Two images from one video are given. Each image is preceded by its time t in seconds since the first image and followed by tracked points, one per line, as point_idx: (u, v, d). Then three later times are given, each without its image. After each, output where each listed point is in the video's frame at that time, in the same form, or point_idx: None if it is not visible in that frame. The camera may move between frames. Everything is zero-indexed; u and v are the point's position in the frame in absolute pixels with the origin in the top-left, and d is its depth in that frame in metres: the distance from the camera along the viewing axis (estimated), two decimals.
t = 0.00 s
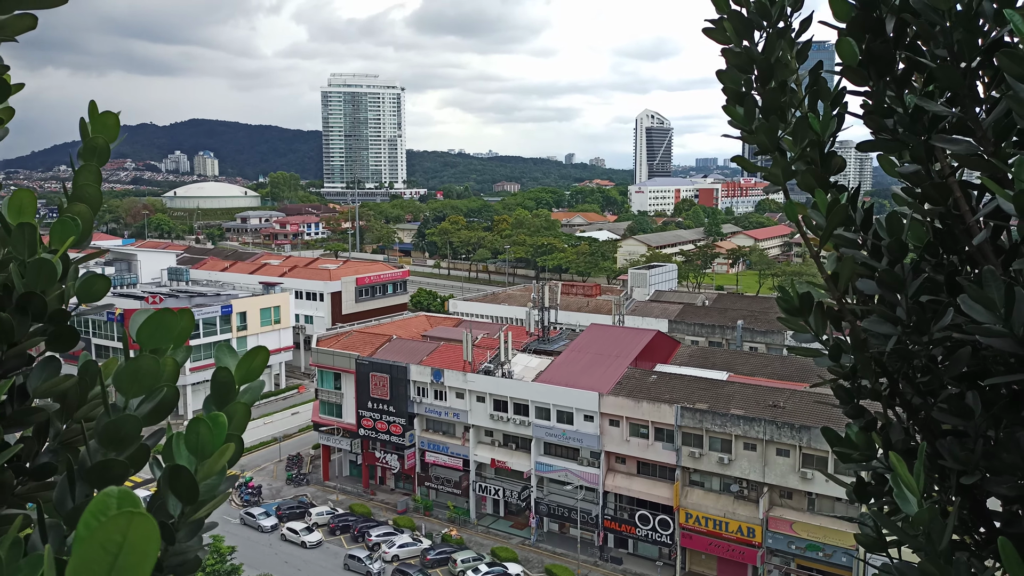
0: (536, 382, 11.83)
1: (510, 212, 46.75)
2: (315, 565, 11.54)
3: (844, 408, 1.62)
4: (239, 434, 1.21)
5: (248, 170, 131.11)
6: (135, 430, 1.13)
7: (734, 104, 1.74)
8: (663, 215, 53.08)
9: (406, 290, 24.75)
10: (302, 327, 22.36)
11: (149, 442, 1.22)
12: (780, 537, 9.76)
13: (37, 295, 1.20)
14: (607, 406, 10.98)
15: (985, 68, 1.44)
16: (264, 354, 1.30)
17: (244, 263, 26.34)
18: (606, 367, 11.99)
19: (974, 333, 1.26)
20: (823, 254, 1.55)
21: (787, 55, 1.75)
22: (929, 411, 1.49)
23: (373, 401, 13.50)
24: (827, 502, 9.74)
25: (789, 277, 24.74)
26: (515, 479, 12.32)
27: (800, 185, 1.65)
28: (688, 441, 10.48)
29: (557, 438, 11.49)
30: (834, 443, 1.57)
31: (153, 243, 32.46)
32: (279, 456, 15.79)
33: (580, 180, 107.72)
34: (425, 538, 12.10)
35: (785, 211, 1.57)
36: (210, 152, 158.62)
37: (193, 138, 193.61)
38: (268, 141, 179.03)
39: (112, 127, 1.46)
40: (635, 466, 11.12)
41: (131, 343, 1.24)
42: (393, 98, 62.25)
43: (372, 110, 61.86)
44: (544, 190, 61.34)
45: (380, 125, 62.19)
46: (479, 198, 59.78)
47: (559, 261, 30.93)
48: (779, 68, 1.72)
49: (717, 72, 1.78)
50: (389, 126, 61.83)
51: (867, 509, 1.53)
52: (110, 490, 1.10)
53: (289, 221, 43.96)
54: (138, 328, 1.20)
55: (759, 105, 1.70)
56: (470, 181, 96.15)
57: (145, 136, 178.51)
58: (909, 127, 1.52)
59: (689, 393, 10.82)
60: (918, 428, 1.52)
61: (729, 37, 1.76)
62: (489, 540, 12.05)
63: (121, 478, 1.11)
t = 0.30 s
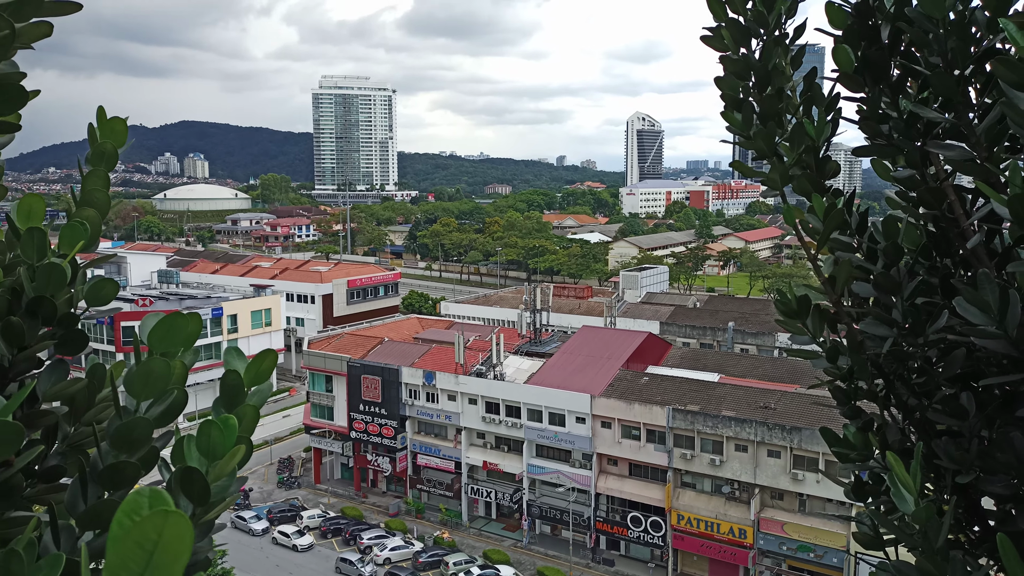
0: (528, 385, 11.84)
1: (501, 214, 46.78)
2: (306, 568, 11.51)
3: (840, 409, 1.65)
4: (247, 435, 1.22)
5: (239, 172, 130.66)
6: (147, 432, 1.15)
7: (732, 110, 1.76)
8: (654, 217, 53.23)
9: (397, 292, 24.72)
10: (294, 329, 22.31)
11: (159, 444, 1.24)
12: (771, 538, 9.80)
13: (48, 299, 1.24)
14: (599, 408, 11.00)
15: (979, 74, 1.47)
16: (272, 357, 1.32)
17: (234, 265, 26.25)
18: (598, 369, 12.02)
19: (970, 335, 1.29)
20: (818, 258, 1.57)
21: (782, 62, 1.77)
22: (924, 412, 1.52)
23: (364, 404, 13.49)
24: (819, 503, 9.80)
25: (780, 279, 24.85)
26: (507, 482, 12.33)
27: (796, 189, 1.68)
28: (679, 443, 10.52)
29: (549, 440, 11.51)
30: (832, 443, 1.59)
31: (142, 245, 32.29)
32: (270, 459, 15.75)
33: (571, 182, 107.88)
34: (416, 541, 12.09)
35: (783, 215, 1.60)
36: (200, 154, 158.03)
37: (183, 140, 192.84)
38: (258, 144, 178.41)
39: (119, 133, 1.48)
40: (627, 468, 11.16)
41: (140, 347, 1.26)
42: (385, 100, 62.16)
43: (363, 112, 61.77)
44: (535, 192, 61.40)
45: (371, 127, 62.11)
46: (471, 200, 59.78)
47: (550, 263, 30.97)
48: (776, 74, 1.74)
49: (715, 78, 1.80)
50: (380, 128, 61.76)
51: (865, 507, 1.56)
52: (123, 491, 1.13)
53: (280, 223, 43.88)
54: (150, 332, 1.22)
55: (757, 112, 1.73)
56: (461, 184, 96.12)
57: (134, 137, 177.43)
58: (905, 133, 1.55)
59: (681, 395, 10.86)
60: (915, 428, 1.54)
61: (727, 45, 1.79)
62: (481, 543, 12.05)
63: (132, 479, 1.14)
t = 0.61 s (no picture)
0: (520, 386, 11.85)
1: (492, 216, 46.81)
2: (299, 572, 11.48)
3: (834, 405, 1.67)
4: (251, 434, 1.23)
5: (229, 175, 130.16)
6: (152, 433, 1.17)
7: (725, 113, 1.78)
8: (645, 218, 53.33)
9: (389, 294, 24.68)
10: (285, 332, 22.24)
11: (163, 445, 1.25)
12: (763, 538, 9.86)
13: (51, 302, 1.25)
14: (591, 409, 11.02)
15: (967, 78, 1.50)
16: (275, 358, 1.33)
17: (225, 268, 26.15)
18: (589, 370, 12.04)
19: (960, 332, 1.31)
20: (812, 259, 1.59)
21: (774, 65, 1.80)
22: (917, 409, 1.54)
23: (356, 406, 13.47)
24: (810, 502, 9.84)
25: (770, 279, 24.96)
26: (499, 483, 12.34)
27: (789, 191, 1.69)
28: (671, 443, 10.55)
29: (541, 441, 11.53)
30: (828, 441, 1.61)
31: (132, 248, 32.11)
32: (261, 462, 15.69)
33: (562, 184, 108.01)
34: (409, 543, 12.08)
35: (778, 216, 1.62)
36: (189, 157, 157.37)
37: (172, 142, 191.92)
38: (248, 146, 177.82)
39: (119, 137, 1.49)
40: (619, 469, 11.19)
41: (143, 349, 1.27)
42: (375, 102, 62.05)
43: (354, 113, 61.65)
44: (526, 193, 61.43)
45: (362, 129, 61.98)
46: (462, 202, 59.75)
47: (542, 264, 31.00)
48: (768, 79, 1.76)
49: (709, 81, 1.82)
50: (371, 130, 61.64)
51: (860, 504, 1.58)
52: (128, 491, 1.14)
53: (271, 226, 43.76)
54: (155, 333, 1.23)
55: (750, 115, 1.74)
56: (452, 185, 96.04)
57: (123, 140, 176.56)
58: (896, 133, 1.57)
59: (672, 395, 10.90)
60: (905, 426, 1.57)
61: (720, 48, 1.81)
62: (474, 545, 12.05)
63: (136, 482, 1.15)
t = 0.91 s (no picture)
0: (514, 386, 11.85)
1: (485, 215, 46.78)
2: (292, 572, 11.45)
3: (823, 405, 1.68)
4: (239, 436, 1.23)
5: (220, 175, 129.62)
6: (139, 435, 1.16)
7: (715, 112, 1.79)
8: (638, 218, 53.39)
9: (381, 295, 24.64)
10: (277, 332, 22.17)
11: (150, 446, 1.25)
12: (755, 536, 9.88)
13: (37, 303, 1.25)
14: (584, 408, 11.04)
15: (952, 78, 1.51)
16: (263, 359, 1.33)
17: (217, 268, 26.06)
18: (582, 370, 12.05)
19: (947, 331, 1.32)
20: (800, 258, 1.60)
21: (762, 65, 1.81)
22: (905, 408, 1.55)
23: (349, 406, 13.45)
24: (802, 501, 9.88)
25: (762, 279, 25.04)
26: (493, 483, 12.34)
27: (779, 191, 1.70)
28: (664, 442, 10.57)
29: (535, 441, 11.53)
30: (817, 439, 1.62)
31: (124, 249, 31.94)
32: (254, 463, 15.65)
33: (554, 184, 108.03)
34: (402, 543, 12.06)
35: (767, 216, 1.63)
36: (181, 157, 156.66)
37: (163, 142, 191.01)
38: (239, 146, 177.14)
39: (105, 138, 1.49)
40: (612, 468, 11.21)
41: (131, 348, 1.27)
42: (367, 102, 61.93)
43: (346, 113, 61.51)
44: (519, 193, 61.41)
45: (354, 129, 61.84)
46: (455, 202, 59.71)
47: (535, 264, 30.99)
48: (757, 79, 1.77)
49: (697, 82, 1.82)
50: (363, 130, 61.51)
51: (848, 502, 1.59)
52: (115, 492, 1.14)
53: (262, 226, 43.63)
54: (141, 334, 1.23)
55: (738, 115, 1.75)
56: (445, 185, 95.95)
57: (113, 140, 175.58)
58: (883, 133, 1.58)
59: (665, 394, 10.92)
60: (892, 424, 1.58)
61: (709, 48, 1.81)
62: (468, 545, 12.04)
63: (124, 483, 1.15)
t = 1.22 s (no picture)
0: (508, 387, 11.83)
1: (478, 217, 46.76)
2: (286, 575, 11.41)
3: (804, 408, 1.69)
4: (211, 443, 1.22)
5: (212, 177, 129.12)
6: (108, 442, 1.16)
7: (694, 114, 1.79)
8: (632, 219, 53.47)
9: (375, 296, 24.59)
10: (271, 335, 22.09)
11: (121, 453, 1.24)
12: (750, 537, 9.89)
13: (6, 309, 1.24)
14: (578, 410, 11.03)
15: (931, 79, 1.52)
16: (235, 365, 1.32)
17: (209, 271, 25.95)
18: (577, 371, 12.05)
19: (926, 332, 1.32)
20: (781, 259, 1.60)
21: (744, 66, 1.81)
22: (886, 410, 1.55)
23: (343, 409, 13.41)
24: (796, 501, 9.90)
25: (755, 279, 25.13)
26: (487, 485, 12.33)
27: (760, 192, 1.70)
28: (658, 443, 10.58)
29: (529, 442, 11.52)
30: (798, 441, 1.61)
31: (116, 252, 31.77)
32: (248, 466, 15.59)
33: (547, 186, 108.13)
34: (397, 546, 12.03)
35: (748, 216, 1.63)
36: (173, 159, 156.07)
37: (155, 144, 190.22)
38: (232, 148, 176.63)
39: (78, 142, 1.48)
40: (607, 469, 11.20)
41: (101, 355, 1.26)
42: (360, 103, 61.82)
43: (339, 115, 61.38)
44: (512, 195, 61.43)
45: (347, 131, 61.73)
46: (448, 203, 59.66)
47: (529, 265, 31.01)
48: (738, 81, 1.77)
49: (678, 83, 1.82)
50: (356, 131, 61.40)
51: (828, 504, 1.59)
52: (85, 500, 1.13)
53: (255, 228, 43.47)
54: (111, 339, 1.22)
55: (718, 116, 1.76)
56: (439, 186, 95.91)
57: (105, 143, 174.76)
58: (863, 135, 1.58)
59: (659, 395, 10.93)
60: (874, 425, 1.58)
61: (689, 48, 1.81)
62: (462, 547, 12.02)
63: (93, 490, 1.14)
